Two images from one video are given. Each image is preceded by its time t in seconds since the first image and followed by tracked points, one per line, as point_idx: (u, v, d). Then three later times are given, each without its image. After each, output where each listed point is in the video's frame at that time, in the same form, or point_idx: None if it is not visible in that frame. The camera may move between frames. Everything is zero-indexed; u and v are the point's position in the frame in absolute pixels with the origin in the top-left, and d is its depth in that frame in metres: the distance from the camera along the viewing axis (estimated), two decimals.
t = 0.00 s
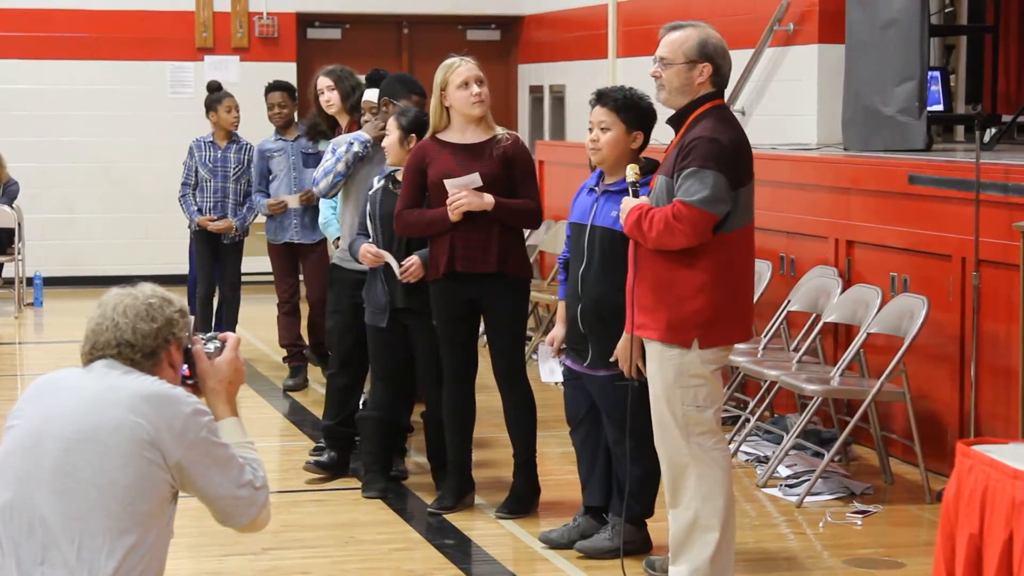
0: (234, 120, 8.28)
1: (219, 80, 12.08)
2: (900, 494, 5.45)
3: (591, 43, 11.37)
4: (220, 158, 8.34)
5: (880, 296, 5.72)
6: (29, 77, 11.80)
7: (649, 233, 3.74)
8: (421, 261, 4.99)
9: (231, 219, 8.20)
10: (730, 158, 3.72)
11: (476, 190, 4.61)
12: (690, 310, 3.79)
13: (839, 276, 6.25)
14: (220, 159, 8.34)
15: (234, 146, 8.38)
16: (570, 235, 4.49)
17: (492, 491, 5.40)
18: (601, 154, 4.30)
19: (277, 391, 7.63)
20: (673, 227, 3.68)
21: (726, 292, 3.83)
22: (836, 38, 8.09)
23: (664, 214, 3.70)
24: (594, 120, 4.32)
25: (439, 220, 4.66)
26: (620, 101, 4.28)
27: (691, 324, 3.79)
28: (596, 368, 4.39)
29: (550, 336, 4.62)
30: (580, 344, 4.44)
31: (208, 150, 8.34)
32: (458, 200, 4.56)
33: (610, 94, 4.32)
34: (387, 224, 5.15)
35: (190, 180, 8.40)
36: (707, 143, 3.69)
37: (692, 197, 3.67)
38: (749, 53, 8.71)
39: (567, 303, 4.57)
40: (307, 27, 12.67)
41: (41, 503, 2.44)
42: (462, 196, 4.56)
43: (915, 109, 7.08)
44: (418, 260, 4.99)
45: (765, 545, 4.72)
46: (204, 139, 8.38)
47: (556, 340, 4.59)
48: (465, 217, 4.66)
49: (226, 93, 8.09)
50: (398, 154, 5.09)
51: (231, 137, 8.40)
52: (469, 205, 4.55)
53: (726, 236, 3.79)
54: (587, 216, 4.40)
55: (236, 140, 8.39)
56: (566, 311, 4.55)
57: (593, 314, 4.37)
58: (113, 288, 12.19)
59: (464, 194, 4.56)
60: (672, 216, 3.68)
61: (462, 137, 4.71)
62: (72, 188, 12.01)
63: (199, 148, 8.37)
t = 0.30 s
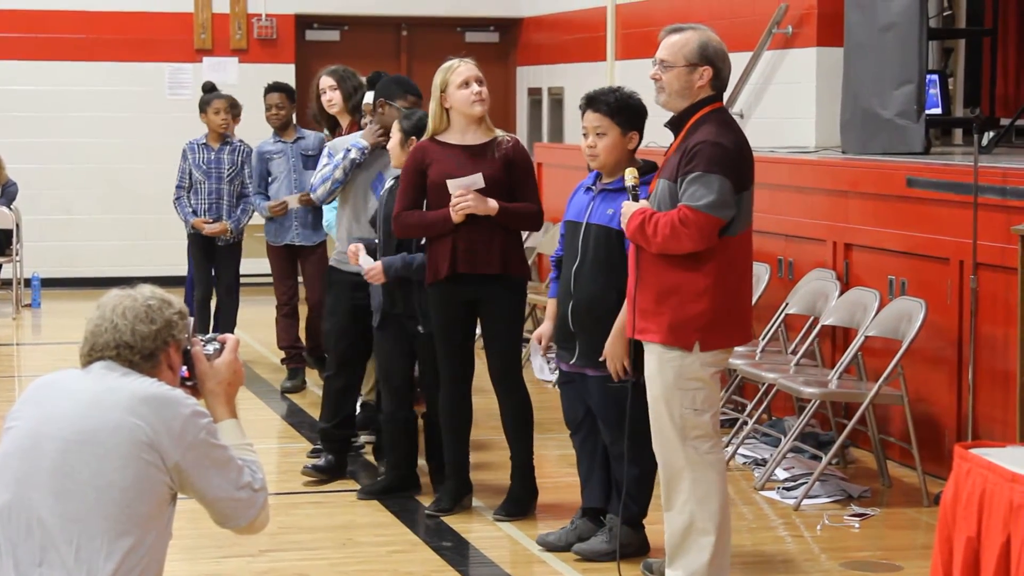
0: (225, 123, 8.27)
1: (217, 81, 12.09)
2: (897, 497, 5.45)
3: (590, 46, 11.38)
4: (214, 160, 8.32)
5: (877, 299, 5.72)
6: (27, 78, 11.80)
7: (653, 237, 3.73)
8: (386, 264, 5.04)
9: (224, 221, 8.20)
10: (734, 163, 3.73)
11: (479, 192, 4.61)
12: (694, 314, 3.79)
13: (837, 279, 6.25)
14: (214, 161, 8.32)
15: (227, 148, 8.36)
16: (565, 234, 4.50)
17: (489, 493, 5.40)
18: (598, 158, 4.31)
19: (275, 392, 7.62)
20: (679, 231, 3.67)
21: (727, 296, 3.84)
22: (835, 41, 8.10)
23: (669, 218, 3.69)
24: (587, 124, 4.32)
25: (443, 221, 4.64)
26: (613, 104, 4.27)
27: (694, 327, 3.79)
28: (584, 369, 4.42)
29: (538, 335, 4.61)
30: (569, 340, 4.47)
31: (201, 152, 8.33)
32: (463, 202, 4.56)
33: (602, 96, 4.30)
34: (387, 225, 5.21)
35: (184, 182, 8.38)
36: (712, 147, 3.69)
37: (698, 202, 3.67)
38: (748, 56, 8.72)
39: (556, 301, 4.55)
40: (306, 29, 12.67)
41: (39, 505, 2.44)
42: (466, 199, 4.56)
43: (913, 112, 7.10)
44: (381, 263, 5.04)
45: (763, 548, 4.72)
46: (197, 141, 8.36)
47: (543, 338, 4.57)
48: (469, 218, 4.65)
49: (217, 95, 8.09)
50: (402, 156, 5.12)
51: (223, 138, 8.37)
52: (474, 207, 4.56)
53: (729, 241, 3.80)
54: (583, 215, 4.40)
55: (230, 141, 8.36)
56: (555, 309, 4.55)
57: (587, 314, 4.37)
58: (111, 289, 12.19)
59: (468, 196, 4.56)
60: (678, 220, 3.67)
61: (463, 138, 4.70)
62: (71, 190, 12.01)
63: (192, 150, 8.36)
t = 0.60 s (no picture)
0: (214, 126, 8.28)
1: (215, 84, 12.09)
2: (895, 502, 5.46)
3: (587, 50, 11.39)
4: (206, 163, 8.31)
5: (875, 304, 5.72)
6: (25, 80, 11.80)
7: (654, 241, 3.73)
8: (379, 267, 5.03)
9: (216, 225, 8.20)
10: (735, 166, 3.73)
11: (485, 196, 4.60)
12: (695, 318, 3.79)
13: (835, 283, 6.26)
14: (206, 164, 8.30)
15: (219, 151, 8.36)
16: (563, 236, 4.50)
17: (486, 497, 5.40)
18: (600, 159, 4.31)
19: (272, 395, 7.62)
20: (680, 235, 3.67)
21: (728, 299, 3.84)
22: (832, 46, 8.10)
23: (670, 222, 3.69)
24: (591, 125, 4.32)
25: (447, 224, 4.63)
26: (617, 106, 4.28)
27: (695, 332, 3.79)
28: (580, 370, 4.44)
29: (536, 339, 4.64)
30: (568, 342, 4.47)
31: (193, 156, 8.31)
32: (468, 205, 4.56)
33: (607, 98, 4.32)
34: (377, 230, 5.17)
35: (175, 185, 8.37)
36: (713, 151, 3.70)
37: (700, 206, 3.68)
38: (746, 60, 8.73)
39: (554, 303, 4.56)
40: (304, 32, 12.67)
41: (37, 508, 2.44)
42: (472, 202, 4.55)
43: (911, 117, 7.07)
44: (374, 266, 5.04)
45: (760, 552, 4.72)
46: (188, 145, 8.35)
47: (543, 343, 4.63)
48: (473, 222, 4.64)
49: (206, 98, 8.08)
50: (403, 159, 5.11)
51: (215, 142, 8.37)
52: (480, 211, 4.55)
53: (730, 246, 3.80)
54: (582, 216, 4.41)
55: (221, 144, 8.35)
56: (554, 311, 4.56)
57: (586, 317, 4.37)
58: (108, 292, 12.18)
59: (474, 200, 4.55)
60: (679, 224, 3.67)
61: (467, 141, 4.70)
62: (68, 192, 12.01)
63: (184, 153, 8.34)
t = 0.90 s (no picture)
0: (206, 126, 8.29)
1: (212, 85, 12.09)
2: (893, 500, 5.46)
3: (585, 50, 11.39)
4: (200, 164, 8.31)
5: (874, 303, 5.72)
6: (23, 81, 11.79)
7: (652, 240, 3.73)
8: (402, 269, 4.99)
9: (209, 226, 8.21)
10: (732, 165, 3.73)
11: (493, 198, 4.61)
12: (693, 317, 3.79)
13: (833, 282, 6.26)
14: (200, 165, 8.30)
15: (213, 151, 8.36)
16: (572, 234, 4.48)
17: (485, 496, 5.40)
18: (609, 160, 4.32)
19: (271, 395, 7.62)
20: (677, 234, 3.67)
21: (726, 298, 3.84)
22: (830, 45, 8.11)
23: (667, 221, 3.69)
24: (601, 126, 4.33)
25: (453, 223, 4.64)
26: (627, 107, 4.28)
27: (693, 330, 3.79)
28: (580, 369, 4.44)
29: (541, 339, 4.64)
30: (570, 341, 4.48)
31: (187, 157, 8.31)
32: (475, 206, 4.56)
33: (617, 99, 4.32)
34: (379, 230, 5.16)
35: (169, 186, 8.37)
36: (710, 149, 3.70)
37: (696, 204, 3.67)
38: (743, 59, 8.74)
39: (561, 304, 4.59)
40: (302, 32, 12.67)
41: (36, 509, 2.44)
42: (479, 203, 4.56)
43: (908, 116, 7.10)
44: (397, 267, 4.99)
45: (758, 550, 4.72)
46: (182, 146, 8.35)
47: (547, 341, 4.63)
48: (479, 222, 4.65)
49: (199, 99, 8.08)
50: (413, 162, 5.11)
51: (208, 142, 8.37)
52: (487, 212, 4.56)
53: (727, 244, 3.80)
54: (592, 215, 4.39)
55: (215, 145, 8.36)
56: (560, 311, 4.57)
57: (588, 315, 4.37)
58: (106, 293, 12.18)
59: (481, 201, 4.56)
60: (676, 223, 3.67)
61: (476, 141, 4.70)
62: (66, 193, 12.00)
63: (178, 154, 8.34)
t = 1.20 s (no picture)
0: (201, 124, 8.27)
1: (211, 82, 12.07)
2: (892, 498, 5.46)
3: (584, 47, 11.38)
4: (196, 161, 8.31)
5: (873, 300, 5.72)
6: (22, 78, 11.79)
7: (649, 237, 3.74)
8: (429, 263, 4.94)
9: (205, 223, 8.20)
10: (730, 162, 3.73)
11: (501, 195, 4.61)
12: (690, 314, 3.79)
13: (832, 279, 6.26)
14: (196, 162, 8.31)
15: (209, 149, 8.36)
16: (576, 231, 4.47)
17: (485, 494, 5.40)
18: (612, 158, 4.32)
19: (270, 393, 7.62)
20: (673, 231, 3.68)
21: (724, 295, 3.84)
22: (830, 42, 8.10)
23: (664, 218, 3.70)
24: (605, 125, 4.33)
25: (460, 221, 4.64)
26: (631, 106, 4.28)
27: (690, 328, 3.79)
28: (579, 365, 4.45)
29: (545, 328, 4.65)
30: (569, 337, 4.48)
31: (183, 154, 8.33)
32: (480, 202, 4.57)
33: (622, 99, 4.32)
34: (389, 228, 5.11)
35: (166, 184, 8.38)
36: (707, 146, 3.70)
37: (692, 201, 3.67)
38: (743, 57, 8.74)
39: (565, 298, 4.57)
40: (301, 30, 12.66)
41: (36, 506, 2.44)
42: (485, 200, 4.57)
43: (908, 113, 7.08)
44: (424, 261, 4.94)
45: (757, 548, 4.72)
46: (178, 143, 8.36)
47: (548, 331, 4.65)
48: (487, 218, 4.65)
49: (194, 97, 8.08)
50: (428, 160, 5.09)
51: (205, 140, 8.38)
52: (492, 208, 4.56)
53: (724, 241, 3.80)
54: (596, 212, 4.37)
55: (211, 141, 8.37)
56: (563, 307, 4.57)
57: (589, 312, 4.38)
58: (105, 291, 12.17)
59: (486, 198, 4.57)
60: (673, 220, 3.67)
61: (487, 139, 4.70)
62: (65, 191, 12.00)
63: (174, 152, 8.35)
